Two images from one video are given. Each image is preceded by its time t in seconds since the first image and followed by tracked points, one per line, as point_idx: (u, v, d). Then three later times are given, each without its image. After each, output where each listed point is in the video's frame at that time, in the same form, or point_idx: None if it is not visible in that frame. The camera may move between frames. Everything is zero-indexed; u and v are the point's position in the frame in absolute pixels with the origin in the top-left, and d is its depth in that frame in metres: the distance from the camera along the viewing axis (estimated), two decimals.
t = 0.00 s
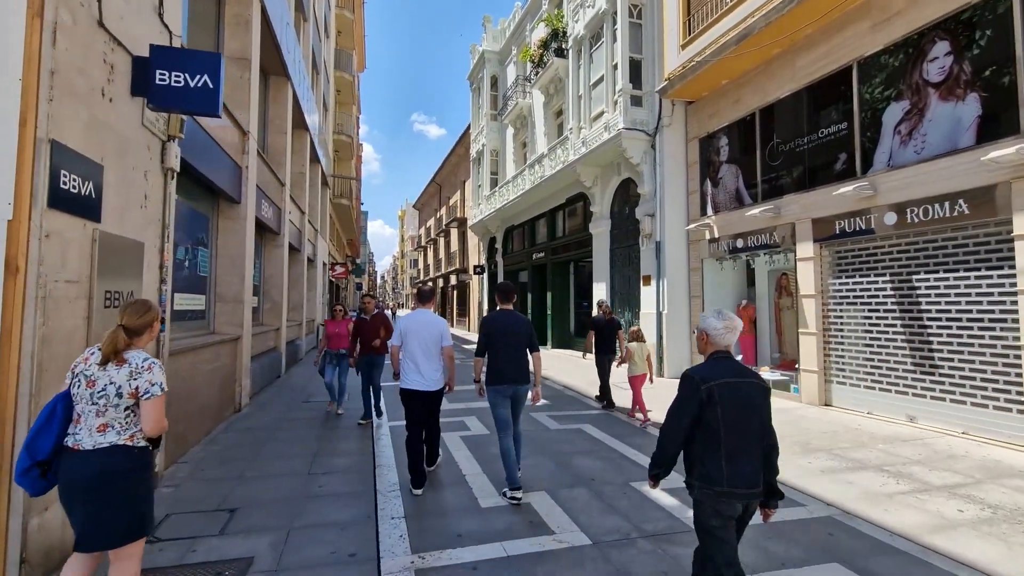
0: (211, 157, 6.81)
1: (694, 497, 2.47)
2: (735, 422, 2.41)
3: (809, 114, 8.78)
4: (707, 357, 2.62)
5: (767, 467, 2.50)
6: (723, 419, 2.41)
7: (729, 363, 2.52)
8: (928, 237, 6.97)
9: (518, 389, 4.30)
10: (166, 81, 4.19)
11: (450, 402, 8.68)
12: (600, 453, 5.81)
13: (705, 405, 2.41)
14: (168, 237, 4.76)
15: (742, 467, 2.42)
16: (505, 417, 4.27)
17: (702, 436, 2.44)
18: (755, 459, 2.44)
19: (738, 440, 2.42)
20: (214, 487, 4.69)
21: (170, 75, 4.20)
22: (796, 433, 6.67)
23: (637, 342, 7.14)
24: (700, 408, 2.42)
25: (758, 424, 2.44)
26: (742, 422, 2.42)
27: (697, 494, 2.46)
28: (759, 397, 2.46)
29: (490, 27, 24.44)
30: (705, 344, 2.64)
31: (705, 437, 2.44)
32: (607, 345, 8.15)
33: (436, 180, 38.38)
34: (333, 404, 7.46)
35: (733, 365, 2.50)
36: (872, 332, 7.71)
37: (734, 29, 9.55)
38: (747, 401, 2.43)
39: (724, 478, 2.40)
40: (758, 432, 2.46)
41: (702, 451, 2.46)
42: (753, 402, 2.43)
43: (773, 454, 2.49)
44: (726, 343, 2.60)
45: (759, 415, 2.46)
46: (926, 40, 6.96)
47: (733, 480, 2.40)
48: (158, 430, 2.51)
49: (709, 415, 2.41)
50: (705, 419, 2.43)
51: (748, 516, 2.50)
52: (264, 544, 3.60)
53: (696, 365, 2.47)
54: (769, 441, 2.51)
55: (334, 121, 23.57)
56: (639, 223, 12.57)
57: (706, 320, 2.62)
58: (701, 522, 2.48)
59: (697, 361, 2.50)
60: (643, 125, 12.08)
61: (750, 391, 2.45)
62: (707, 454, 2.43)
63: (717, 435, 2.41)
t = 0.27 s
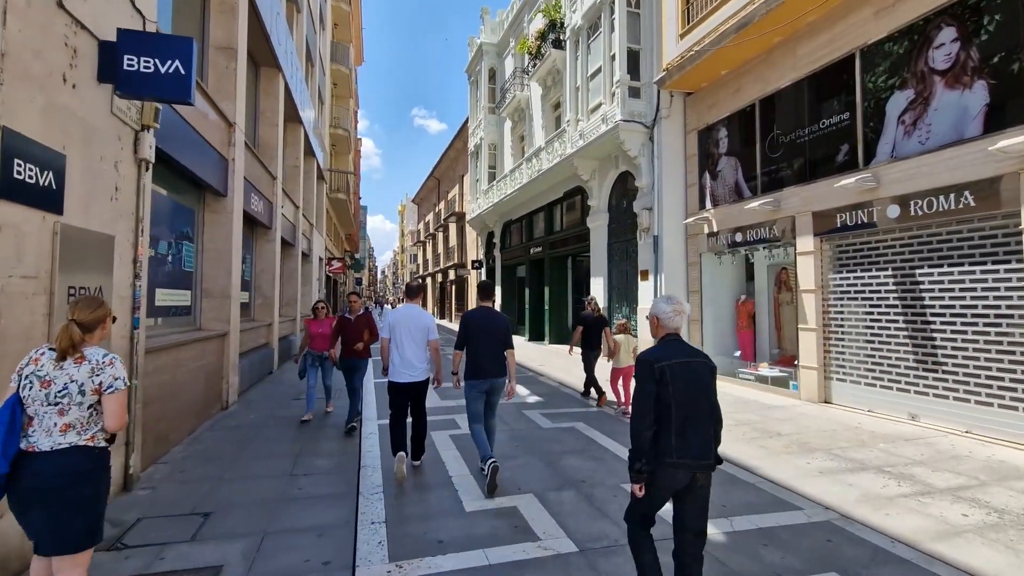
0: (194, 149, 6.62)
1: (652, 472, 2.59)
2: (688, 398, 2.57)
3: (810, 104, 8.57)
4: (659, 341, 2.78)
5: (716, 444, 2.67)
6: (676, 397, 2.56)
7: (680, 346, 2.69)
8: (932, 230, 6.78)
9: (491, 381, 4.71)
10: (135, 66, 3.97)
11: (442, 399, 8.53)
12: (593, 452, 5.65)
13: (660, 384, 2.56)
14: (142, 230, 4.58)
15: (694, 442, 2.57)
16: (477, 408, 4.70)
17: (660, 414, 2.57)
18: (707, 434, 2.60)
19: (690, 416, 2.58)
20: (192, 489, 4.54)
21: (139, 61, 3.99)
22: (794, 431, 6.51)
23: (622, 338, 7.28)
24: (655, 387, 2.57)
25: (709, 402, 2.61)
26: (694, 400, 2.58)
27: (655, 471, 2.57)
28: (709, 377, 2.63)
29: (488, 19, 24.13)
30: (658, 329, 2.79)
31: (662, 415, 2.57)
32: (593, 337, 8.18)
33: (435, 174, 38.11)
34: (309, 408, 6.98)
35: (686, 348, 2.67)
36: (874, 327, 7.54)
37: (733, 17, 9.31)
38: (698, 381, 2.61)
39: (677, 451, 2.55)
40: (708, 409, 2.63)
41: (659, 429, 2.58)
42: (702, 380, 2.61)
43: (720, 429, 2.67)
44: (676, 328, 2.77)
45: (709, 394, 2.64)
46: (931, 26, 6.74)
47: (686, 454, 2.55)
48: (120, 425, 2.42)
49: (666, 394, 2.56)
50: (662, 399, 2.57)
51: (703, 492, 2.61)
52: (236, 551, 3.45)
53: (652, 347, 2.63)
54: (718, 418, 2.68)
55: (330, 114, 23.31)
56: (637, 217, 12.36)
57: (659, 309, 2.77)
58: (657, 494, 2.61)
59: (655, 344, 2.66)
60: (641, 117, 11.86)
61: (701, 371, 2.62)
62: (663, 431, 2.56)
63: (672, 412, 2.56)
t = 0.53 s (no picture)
0: (177, 136, 6.43)
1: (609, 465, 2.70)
2: (640, 392, 2.69)
3: (813, 91, 8.35)
4: (612, 340, 2.89)
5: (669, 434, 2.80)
6: (629, 392, 2.68)
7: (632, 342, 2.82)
8: (936, 220, 6.60)
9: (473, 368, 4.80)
10: (102, 46, 3.77)
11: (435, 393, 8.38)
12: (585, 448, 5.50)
13: (612, 381, 2.68)
14: (117, 219, 4.40)
15: (648, 433, 2.69)
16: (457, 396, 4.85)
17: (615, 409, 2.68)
18: (659, 425, 2.72)
19: (644, 409, 2.70)
20: (170, 486, 4.39)
21: (107, 40, 3.78)
22: (793, 426, 6.37)
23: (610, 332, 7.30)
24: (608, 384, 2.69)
25: (660, 394, 2.74)
26: (646, 393, 2.70)
27: (612, 463, 2.69)
28: (659, 371, 2.76)
29: (486, 7, 23.75)
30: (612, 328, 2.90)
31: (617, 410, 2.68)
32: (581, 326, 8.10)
33: (434, 165, 37.80)
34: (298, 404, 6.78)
35: (637, 345, 2.80)
36: (875, 320, 7.37)
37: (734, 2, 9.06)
38: (648, 375, 2.74)
39: (633, 443, 2.66)
40: (660, 401, 2.75)
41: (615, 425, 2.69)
42: (653, 374, 2.74)
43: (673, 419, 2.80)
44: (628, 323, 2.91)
45: (660, 386, 2.76)
46: (938, 8, 6.51)
47: (641, 445, 2.67)
48: (74, 416, 2.35)
49: (619, 391, 2.68)
50: (616, 394, 2.69)
51: (658, 479, 2.72)
52: (208, 553, 3.31)
53: (604, 347, 2.75)
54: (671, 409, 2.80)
55: (326, 104, 23.00)
56: (635, 208, 12.15)
57: (611, 308, 2.89)
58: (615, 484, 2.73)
59: (607, 344, 2.77)
60: (640, 105, 11.61)
61: (651, 365, 2.75)
62: (618, 425, 2.67)
63: (626, 407, 2.67)
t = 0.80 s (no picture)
0: (156, 125, 6.18)
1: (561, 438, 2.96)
2: (593, 373, 2.90)
3: (813, 83, 8.16)
4: (574, 323, 3.08)
5: (621, 411, 3.02)
6: (583, 372, 2.90)
7: (593, 327, 3.01)
8: (940, 214, 6.43)
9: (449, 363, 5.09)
10: (62, 25, 3.54)
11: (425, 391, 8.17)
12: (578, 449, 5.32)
13: (567, 360, 2.91)
14: (85, 210, 4.17)
15: (599, 410, 2.91)
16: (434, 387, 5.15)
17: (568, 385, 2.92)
18: (610, 402, 2.94)
19: (596, 387, 2.92)
20: (141, 491, 4.18)
21: (67, 18, 3.55)
22: (792, 426, 6.20)
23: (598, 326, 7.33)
24: (563, 362, 2.92)
25: (613, 374, 2.95)
26: (599, 373, 2.91)
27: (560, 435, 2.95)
28: (614, 352, 2.97)
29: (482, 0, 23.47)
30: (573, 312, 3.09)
31: (570, 387, 2.92)
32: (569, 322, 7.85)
33: (429, 161, 37.52)
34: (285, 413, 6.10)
35: (595, 328, 3.00)
36: (876, 317, 7.20)
37: None
38: (602, 356, 2.95)
39: (584, 419, 2.89)
40: (613, 381, 2.97)
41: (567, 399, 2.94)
42: (607, 356, 2.95)
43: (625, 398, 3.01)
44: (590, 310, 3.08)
45: (614, 367, 2.98)
46: None
47: (591, 421, 2.90)
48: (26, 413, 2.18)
49: (573, 370, 2.91)
50: (570, 372, 2.92)
51: (608, 453, 2.94)
52: (175, 564, 3.11)
53: (562, 330, 2.96)
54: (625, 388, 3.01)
55: (319, 98, 22.69)
56: (632, 203, 11.94)
57: (574, 294, 3.03)
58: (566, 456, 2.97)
59: (567, 326, 2.99)
60: (637, 98, 11.39)
61: (607, 347, 2.96)
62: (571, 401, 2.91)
63: (579, 384, 2.90)
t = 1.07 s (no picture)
0: (134, 120, 5.96)
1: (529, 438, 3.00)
2: (561, 376, 2.93)
3: (812, 78, 7.99)
4: (545, 329, 3.12)
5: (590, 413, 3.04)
6: (551, 376, 2.93)
7: (564, 332, 3.07)
8: (942, 212, 6.27)
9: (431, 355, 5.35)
10: (21, 10, 3.35)
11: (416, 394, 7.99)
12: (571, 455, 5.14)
13: (535, 363, 2.95)
14: (50, 207, 3.96)
15: (568, 412, 2.93)
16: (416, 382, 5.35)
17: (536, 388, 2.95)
18: (578, 405, 2.96)
19: (564, 391, 2.94)
20: (112, 502, 3.98)
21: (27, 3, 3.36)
22: (791, 429, 6.04)
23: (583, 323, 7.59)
24: (532, 366, 2.96)
25: (583, 378, 2.97)
26: (568, 377, 2.94)
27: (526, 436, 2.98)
28: (583, 357, 3.00)
29: None
30: (544, 319, 3.13)
31: (538, 389, 2.95)
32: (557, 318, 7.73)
33: (425, 159, 37.27)
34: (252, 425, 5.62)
35: (565, 334, 3.04)
36: (876, 317, 7.04)
37: None
38: (572, 360, 2.97)
39: (552, 421, 2.91)
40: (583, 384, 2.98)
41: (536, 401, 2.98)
42: (577, 360, 2.97)
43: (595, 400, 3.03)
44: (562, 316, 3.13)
45: (584, 371, 3.00)
46: None
47: (559, 423, 2.92)
48: None
49: (541, 373, 2.94)
50: (538, 375, 2.96)
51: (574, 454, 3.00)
52: None
53: (534, 335, 3.01)
54: (594, 392, 3.04)
55: (312, 95, 22.42)
56: (628, 201, 11.76)
57: (547, 301, 3.08)
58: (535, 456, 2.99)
59: (536, 330, 3.03)
60: (633, 95, 11.21)
61: (576, 351, 2.99)
62: (538, 403, 2.93)
63: (546, 386, 2.93)
